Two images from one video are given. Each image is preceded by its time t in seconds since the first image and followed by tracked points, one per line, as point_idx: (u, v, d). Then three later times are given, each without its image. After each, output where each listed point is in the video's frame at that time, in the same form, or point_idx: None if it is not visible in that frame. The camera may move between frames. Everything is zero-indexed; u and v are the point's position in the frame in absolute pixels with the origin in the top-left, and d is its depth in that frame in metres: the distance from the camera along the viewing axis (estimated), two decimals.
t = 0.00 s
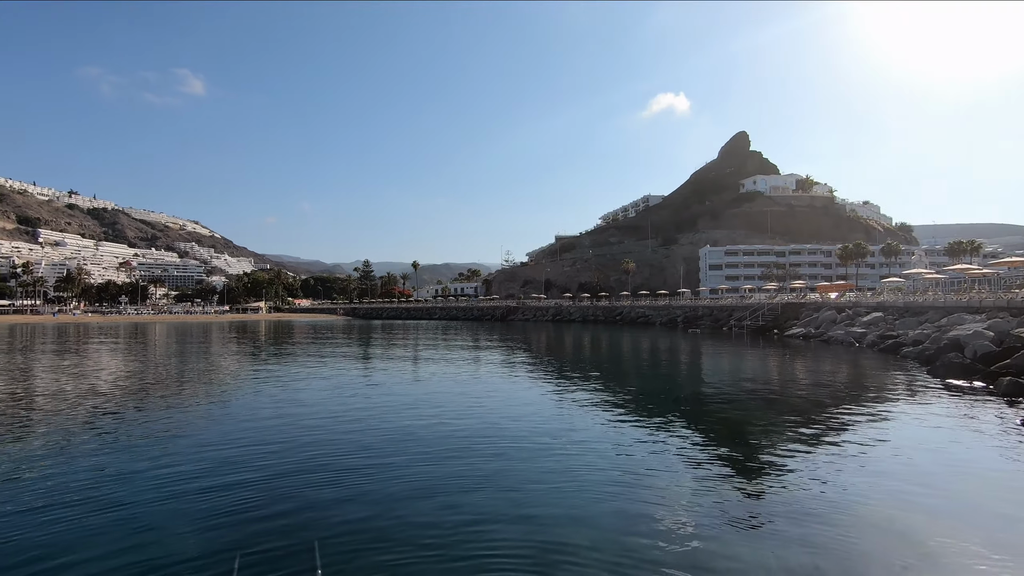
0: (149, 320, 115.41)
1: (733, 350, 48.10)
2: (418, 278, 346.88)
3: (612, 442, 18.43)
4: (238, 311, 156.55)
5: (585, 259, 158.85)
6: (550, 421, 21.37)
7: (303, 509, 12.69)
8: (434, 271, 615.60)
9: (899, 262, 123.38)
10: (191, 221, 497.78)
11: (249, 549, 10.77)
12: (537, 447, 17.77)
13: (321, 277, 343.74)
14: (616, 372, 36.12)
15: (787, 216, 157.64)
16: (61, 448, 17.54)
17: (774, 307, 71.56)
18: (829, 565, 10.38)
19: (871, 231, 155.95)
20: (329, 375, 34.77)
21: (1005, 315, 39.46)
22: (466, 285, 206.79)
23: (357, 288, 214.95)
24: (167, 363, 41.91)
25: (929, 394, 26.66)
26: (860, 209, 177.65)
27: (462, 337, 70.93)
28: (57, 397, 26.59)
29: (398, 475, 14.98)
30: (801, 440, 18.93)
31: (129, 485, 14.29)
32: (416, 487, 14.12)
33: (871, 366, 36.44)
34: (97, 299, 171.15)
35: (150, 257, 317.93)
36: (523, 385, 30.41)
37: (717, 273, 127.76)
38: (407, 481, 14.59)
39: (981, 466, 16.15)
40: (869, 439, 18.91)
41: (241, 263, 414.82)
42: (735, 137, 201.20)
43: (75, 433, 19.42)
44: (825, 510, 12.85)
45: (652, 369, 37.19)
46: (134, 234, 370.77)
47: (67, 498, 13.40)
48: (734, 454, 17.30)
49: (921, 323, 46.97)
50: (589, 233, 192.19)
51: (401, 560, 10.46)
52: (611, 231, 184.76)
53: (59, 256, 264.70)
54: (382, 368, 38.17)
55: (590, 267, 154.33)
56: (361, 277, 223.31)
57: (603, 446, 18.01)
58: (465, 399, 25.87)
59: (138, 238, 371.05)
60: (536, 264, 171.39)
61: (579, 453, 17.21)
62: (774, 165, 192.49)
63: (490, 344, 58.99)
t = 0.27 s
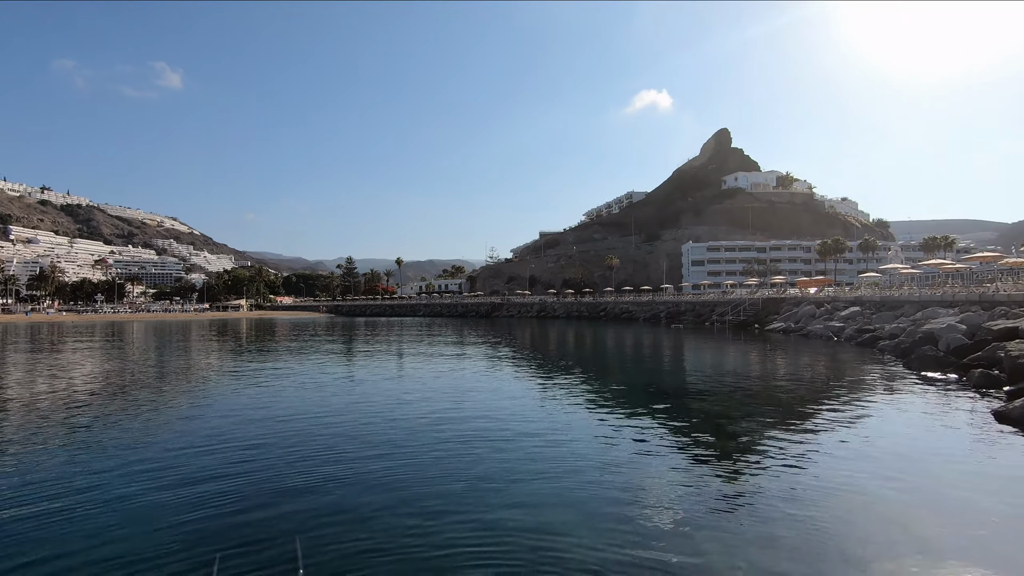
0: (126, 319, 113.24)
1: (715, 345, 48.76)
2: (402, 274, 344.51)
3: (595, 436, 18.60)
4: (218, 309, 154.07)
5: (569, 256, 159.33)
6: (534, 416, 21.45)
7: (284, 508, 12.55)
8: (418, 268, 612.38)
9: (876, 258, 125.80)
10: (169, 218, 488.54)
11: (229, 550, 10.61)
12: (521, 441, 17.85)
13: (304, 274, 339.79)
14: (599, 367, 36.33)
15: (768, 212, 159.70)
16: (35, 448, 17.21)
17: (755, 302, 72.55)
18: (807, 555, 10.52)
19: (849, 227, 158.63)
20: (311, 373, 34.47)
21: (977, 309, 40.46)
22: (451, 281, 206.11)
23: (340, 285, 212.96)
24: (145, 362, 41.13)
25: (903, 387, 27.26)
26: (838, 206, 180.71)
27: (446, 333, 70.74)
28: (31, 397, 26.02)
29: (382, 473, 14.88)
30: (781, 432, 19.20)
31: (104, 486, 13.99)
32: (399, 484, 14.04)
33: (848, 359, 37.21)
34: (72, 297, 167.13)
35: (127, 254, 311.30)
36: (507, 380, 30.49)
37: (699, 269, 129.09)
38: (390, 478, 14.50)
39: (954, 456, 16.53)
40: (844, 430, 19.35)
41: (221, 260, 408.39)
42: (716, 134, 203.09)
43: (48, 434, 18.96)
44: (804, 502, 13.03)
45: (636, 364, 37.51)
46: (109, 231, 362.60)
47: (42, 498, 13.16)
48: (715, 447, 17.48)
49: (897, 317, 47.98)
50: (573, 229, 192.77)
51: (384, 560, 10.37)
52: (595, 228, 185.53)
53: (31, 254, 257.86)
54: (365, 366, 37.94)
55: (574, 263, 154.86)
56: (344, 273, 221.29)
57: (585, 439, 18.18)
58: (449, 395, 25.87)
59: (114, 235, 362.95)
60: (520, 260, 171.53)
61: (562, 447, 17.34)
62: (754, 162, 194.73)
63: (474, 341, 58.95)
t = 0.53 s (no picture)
0: (103, 317, 111.00)
1: (698, 340, 49.35)
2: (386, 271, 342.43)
3: (578, 431, 18.66)
4: (198, 306, 151.67)
5: (554, 252, 159.72)
6: (518, 412, 21.44)
7: (266, 506, 12.39)
8: (402, 265, 608.80)
9: (854, 254, 128.04)
10: (146, 213, 479.14)
11: (210, 549, 10.50)
12: (504, 437, 17.86)
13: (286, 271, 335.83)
14: (583, 363, 36.47)
15: (750, 209, 161.58)
16: (8, 449, 16.83)
17: (737, 297, 73.43)
18: (787, 545, 10.71)
19: (829, 224, 161.13)
20: (295, 370, 34.21)
21: (951, 304, 41.42)
22: (435, 278, 205.36)
23: (323, 282, 211.00)
24: (122, 360, 40.36)
25: (879, 380, 27.84)
26: (818, 203, 183.48)
27: (431, 330, 70.43)
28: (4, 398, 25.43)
29: (366, 470, 14.75)
30: (762, 426, 19.50)
31: (81, 486, 13.73)
32: (384, 481, 13.94)
33: (827, 353, 37.87)
34: (46, 295, 163.24)
35: (103, 251, 304.84)
36: (492, 377, 30.47)
37: (682, 265, 130.26)
38: (373, 475, 14.40)
39: (928, 447, 16.94)
40: (823, 424, 19.68)
41: (201, 257, 401.78)
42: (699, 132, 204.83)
43: (21, 434, 18.55)
44: (786, 494, 13.25)
45: (620, 359, 37.78)
46: (85, 228, 354.49)
47: (15, 499, 12.86)
48: (697, 441, 17.69)
49: (875, 312, 48.94)
50: (557, 226, 193.19)
51: (369, 556, 10.32)
52: (579, 224, 186.18)
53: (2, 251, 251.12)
54: (349, 363, 37.68)
55: (559, 260, 155.26)
56: (327, 270, 219.33)
57: (569, 435, 18.22)
58: (433, 392, 25.79)
59: (89, 232, 354.90)
60: (505, 257, 171.52)
61: (546, 442, 17.35)
62: (736, 159, 196.78)
63: (459, 337, 58.90)
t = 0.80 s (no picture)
0: (81, 314, 108.88)
1: (683, 336, 49.82)
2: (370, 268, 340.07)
3: (565, 428, 18.66)
4: (180, 304, 149.38)
5: (540, 249, 159.92)
6: (506, 409, 21.38)
7: (249, 505, 12.27)
8: (388, 261, 605.19)
9: (835, 251, 129.96)
10: (126, 209, 470.43)
11: (192, 549, 10.36)
12: (492, 434, 17.80)
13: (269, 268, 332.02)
14: (570, 359, 36.52)
15: (734, 206, 163.17)
16: None
17: (721, 294, 74.15)
18: (769, 538, 10.86)
19: (811, 222, 163.29)
20: (280, 368, 33.88)
21: (928, 300, 42.26)
22: (421, 275, 204.52)
23: (308, 278, 209.03)
24: (101, 358, 39.63)
25: (861, 375, 28.28)
26: (800, 201, 185.87)
27: (416, 327, 70.12)
28: None
29: (351, 467, 14.66)
30: (748, 421, 19.67)
31: (58, 488, 13.45)
32: (368, 478, 13.86)
33: (809, 349, 38.43)
34: (21, 292, 159.49)
35: (81, 247, 298.64)
36: (479, 374, 30.40)
37: (667, 262, 131.18)
38: (360, 472, 14.29)
39: (906, 440, 17.29)
40: (806, 418, 19.89)
41: (182, 254, 395.50)
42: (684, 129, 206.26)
43: None
44: (769, 487, 13.43)
45: (606, 355, 38.00)
46: (62, 223, 346.86)
47: None
48: (681, 435, 17.86)
49: (855, 309, 49.73)
50: (544, 223, 193.40)
51: (354, 553, 10.26)
52: (565, 221, 186.62)
53: None
54: (334, 360, 37.37)
55: (545, 256, 155.49)
56: (311, 267, 217.34)
57: (556, 431, 18.22)
58: (420, 389, 25.66)
59: (66, 228, 347.42)
60: (491, 254, 171.38)
61: (533, 439, 17.33)
62: (721, 157, 198.54)
63: (445, 334, 58.75)
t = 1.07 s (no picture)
0: (66, 308, 107.39)
1: (672, 329, 50.10)
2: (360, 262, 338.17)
3: (555, 421, 18.69)
4: (166, 297, 147.77)
5: (531, 242, 159.84)
6: (497, 402, 21.37)
7: (237, 500, 12.15)
8: (377, 254, 602.50)
9: (823, 245, 131.14)
10: (110, 201, 463.50)
11: (179, 543, 10.26)
12: (481, 428, 17.80)
13: (257, 261, 329.23)
14: (559, 353, 36.65)
15: (723, 200, 163.99)
16: None
17: (710, 287, 74.66)
18: (757, 527, 10.93)
19: (799, 216, 164.58)
20: (268, 362, 33.66)
21: (913, 293, 42.83)
22: (411, 268, 203.78)
23: (297, 271, 207.58)
24: (85, 352, 39.18)
25: (846, 368, 28.65)
26: (789, 195, 187.21)
27: (406, 321, 70.01)
28: None
29: (340, 461, 14.60)
30: (737, 413, 19.79)
31: (41, 484, 13.25)
32: (358, 472, 13.79)
33: (796, 342, 38.83)
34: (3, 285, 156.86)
35: (64, 240, 293.98)
36: (470, 367, 30.40)
37: (657, 255, 131.77)
38: (349, 465, 14.33)
39: (892, 431, 17.52)
40: (794, 410, 20.11)
41: (168, 247, 390.82)
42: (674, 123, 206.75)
43: None
44: (758, 478, 13.53)
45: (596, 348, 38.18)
46: (44, 215, 340.95)
47: None
48: (671, 428, 17.94)
49: (841, 302, 50.32)
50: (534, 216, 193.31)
51: (343, 544, 10.19)
52: (556, 214, 186.65)
53: None
54: (324, 354, 37.33)
55: (536, 250, 155.54)
56: (300, 260, 215.77)
57: (546, 425, 18.23)
58: (409, 382, 25.67)
59: (49, 220, 341.78)
60: (482, 247, 171.08)
61: (523, 432, 17.36)
62: (710, 151, 199.26)
63: (435, 327, 58.69)
